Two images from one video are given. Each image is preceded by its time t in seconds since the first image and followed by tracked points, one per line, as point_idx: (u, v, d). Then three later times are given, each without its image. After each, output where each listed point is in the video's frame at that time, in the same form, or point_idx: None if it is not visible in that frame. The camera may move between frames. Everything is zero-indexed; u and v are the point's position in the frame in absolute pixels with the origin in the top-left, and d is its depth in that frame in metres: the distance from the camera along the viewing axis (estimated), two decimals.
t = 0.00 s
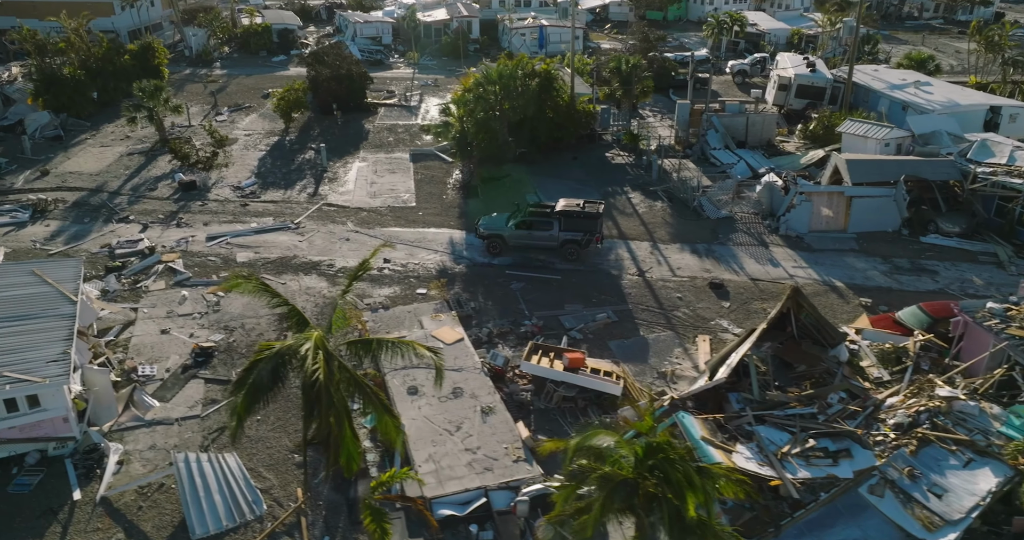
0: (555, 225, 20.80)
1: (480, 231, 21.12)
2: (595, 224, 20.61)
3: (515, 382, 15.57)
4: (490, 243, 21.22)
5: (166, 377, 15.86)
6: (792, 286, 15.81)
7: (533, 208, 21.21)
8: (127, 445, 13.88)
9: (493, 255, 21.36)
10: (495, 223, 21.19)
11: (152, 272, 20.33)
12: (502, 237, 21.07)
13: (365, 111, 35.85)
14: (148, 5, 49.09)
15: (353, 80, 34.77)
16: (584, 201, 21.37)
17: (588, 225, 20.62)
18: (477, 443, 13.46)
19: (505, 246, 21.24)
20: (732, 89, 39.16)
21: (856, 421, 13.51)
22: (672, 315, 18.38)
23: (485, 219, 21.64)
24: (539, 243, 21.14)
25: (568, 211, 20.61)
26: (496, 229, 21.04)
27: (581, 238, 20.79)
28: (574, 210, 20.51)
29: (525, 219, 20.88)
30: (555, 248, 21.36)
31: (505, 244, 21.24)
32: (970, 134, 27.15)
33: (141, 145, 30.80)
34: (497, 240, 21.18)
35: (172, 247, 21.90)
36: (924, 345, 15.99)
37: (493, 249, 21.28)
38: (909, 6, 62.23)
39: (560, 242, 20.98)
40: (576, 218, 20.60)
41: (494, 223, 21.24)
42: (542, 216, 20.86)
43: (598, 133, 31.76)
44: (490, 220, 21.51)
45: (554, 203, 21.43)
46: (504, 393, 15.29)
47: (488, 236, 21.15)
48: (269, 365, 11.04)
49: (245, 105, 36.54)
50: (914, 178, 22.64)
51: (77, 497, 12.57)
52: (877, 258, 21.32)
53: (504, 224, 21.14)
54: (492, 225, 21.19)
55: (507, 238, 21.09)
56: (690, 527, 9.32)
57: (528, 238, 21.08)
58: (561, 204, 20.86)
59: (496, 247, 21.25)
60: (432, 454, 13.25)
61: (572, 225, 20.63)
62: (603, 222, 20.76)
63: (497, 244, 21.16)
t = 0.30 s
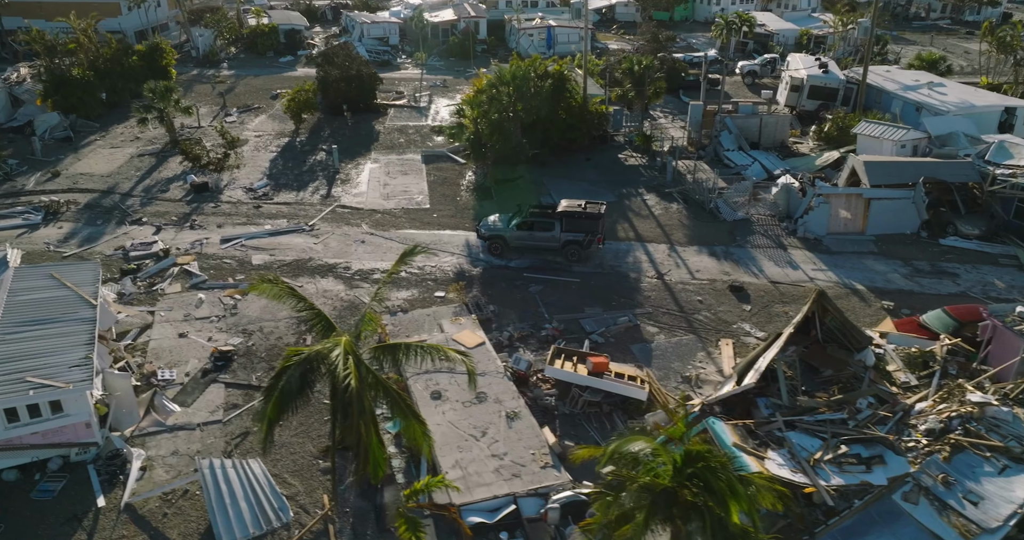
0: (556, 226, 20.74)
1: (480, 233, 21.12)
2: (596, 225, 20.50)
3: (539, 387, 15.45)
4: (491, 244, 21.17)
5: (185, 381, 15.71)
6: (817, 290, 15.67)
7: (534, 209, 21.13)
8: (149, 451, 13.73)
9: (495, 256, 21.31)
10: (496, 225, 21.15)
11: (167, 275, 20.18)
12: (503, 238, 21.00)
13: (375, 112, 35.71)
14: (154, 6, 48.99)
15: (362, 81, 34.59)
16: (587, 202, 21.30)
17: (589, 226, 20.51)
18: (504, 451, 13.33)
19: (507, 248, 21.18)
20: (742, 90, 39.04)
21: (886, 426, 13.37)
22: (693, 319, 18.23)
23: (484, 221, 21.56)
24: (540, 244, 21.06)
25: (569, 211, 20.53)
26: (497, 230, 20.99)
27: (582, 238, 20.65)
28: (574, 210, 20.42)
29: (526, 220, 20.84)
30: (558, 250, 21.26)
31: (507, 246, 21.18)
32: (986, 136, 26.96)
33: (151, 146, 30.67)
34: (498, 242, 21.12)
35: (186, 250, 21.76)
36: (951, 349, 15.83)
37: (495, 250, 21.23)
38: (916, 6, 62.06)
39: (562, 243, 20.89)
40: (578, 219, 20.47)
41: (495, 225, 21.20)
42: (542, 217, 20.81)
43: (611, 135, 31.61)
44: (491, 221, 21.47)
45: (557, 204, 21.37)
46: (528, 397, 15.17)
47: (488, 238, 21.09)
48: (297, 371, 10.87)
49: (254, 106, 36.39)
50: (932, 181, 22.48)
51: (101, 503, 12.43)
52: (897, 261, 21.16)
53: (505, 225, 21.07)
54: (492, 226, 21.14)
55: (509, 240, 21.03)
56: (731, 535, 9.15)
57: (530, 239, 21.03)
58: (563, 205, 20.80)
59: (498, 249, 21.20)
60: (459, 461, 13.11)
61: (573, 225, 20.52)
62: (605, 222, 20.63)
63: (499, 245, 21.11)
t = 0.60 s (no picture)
0: (557, 226, 20.70)
1: (480, 233, 21.09)
2: (596, 226, 20.50)
3: (558, 390, 15.34)
4: (491, 245, 21.16)
5: (201, 384, 15.60)
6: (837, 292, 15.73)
7: (534, 210, 21.11)
8: (167, 456, 13.60)
9: (495, 256, 21.30)
10: (496, 225, 21.12)
11: (179, 277, 20.06)
12: (503, 239, 20.99)
13: (383, 113, 35.60)
14: (159, 6, 48.84)
15: (370, 82, 34.44)
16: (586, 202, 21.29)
17: (589, 227, 20.50)
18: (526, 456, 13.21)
19: (506, 248, 21.15)
20: (750, 90, 38.93)
21: (912, 431, 13.23)
22: (710, 322, 18.11)
23: (484, 221, 21.53)
24: (540, 245, 21.02)
25: (570, 212, 20.52)
26: (497, 230, 20.97)
27: (583, 239, 20.62)
28: (575, 211, 20.44)
29: (526, 220, 20.79)
30: (557, 250, 21.24)
31: (507, 246, 21.16)
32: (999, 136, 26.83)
33: (159, 147, 30.54)
34: (498, 242, 21.11)
35: (198, 251, 21.63)
36: (972, 352, 15.71)
37: (494, 250, 21.22)
38: (922, 6, 61.96)
39: (562, 244, 20.86)
40: (578, 219, 20.48)
41: (495, 225, 21.17)
42: (543, 218, 20.74)
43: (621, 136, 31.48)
44: (491, 222, 21.43)
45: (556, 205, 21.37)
46: (547, 401, 15.06)
47: (489, 238, 21.07)
48: (321, 375, 10.66)
49: (261, 107, 36.26)
50: (947, 182, 22.37)
51: (120, 509, 12.30)
52: (913, 262, 21.03)
53: (505, 226, 21.03)
54: (492, 226, 21.12)
55: (508, 240, 21.00)
56: None
57: (529, 239, 20.99)
58: (563, 206, 20.79)
59: (499, 249, 21.19)
60: (480, 466, 12.98)
61: (574, 226, 20.50)
62: (605, 223, 20.65)
63: (499, 245, 21.10)
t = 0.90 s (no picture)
0: (556, 227, 20.52)
1: (479, 234, 20.92)
2: (595, 226, 20.32)
3: (576, 394, 15.22)
4: (490, 245, 21.01)
5: (216, 388, 15.48)
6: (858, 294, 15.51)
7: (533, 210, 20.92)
8: (183, 461, 13.49)
9: (495, 257, 21.19)
10: (496, 226, 20.99)
11: (190, 279, 19.93)
12: (502, 239, 20.85)
13: (390, 113, 35.48)
14: (164, 7, 48.75)
15: (377, 82, 34.29)
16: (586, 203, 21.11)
17: (588, 228, 20.32)
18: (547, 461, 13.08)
19: (506, 249, 21.03)
20: (758, 91, 38.82)
21: (935, 436, 13.11)
22: (727, 324, 17.98)
23: (484, 221, 21.40)
24: (539, 246, 20.88)
25: (569, 213, 20.36)
26: (496, 230, 20.84)
27: (582, 240, 20.44)
28: (573, 212, 20.28)
29: (526, 221, 20.62)
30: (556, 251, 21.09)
31: (506, 246, 21.02)
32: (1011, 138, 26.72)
33: (167, 148, 30.42)
34: (497, 242, 20.98)
35: (208, 253, 21.51)
36: (992, 356, 15.59)
37: (493, 251, 21.09)
38: (927, 7, 61.89)
39: (561, 245, 20.70)
40: (576, 220, 20.32)
41: (495, 226, 21.02)
42: (542, 218, 20.57)
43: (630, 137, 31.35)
44: (491, 222, 21.28)
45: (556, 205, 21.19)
46: (565, 405, 14.93)
47: (488, 238, 20.93)
48: (344, 379, 10.49)
49: (268, 107, 36.15)
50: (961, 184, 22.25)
51: (137, 515, 12.17)
52: (928, 264, 20.92)
53: (504, 226, 20.88)
54: (492, 227, 20.99)
55: (508, 240, 20.86)
56: None
57: (529, 240, 20.85)
58: (562, 207, 20.62)
59: (498, 250, 21.05)
60: (500, 471, 12.86)
61: (572, 227, 20.35)
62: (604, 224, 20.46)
63: (498, 246, 20.97)
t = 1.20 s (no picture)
0: (555, 228, 20.40)
1: (479, 234, 20.75)
2: (594, 227, 20.24)
3: (593, 398, 15.10)
4: (489, 246, 20.87)
5: (229, 392, 15.36)
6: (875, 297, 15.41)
7: (532, 211, 20.80)
8: (199, 466, 13.37)
9: (494, 258, 21.09)
10: (495, 227, 20.83)
11: (201, 282, 19.80)
12: (501, 240, 20.72)
13: (397, 114, 35.35)
14: (168, 7, 48.61)
15: (384, 83, 34.12)
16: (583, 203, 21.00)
17: (587, 229, 20.22)
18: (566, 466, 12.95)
19: (504, 250, 20.91)
20: (765, 91, 38.67)
21: (958, 441, 12.97)
22: (742, 328, 17.85)
23: (484, 222, 21.26)
24: (539, 247, 20.75)
25: (568, 213, 20.26)
26: (495, 232, 20.70)
27: (581, 241, 20.36)
28: (572, 213, 20.19)
29: (525, 222, 20.48)
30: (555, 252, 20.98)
31: (505, 247, 20.91)
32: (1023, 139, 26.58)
33: (173, 150, 30.30)
34: (496, 244, 20.85)
35: (218, 256, 21.37)
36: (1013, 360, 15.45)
37: (492, 253, 21.01)
38: (931, 8, 61.80)
39: (560, 245, 20.58)
40: (575, 221, 20.24)
41: (493, 227, 20.87)
42: (541, 220, 20.43)
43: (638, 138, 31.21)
44: (489, 223, 21.13)
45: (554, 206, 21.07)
46: (583, 409, 14.82)
47: (487, 239, 20.78)
48: (366, 383, 10.40)
49: (274, 108, 36.02)
50: (975, 185, 22.10)
51: (154, 521, 12.04)
52: (943, 267, 20.79)
53: (503, 228, 20.75)
54: (491, 228, 20.84)
55: (506, 241, 20.74)
56: None
57: (528, 242, 20.72)
58: (561, 208, 20.50)
59: (497, 251, 20.95)
60: (519, 476, 12.73)
61: (572, 228, 20.25)
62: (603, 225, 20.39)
63: (497, 248, 20.87)
